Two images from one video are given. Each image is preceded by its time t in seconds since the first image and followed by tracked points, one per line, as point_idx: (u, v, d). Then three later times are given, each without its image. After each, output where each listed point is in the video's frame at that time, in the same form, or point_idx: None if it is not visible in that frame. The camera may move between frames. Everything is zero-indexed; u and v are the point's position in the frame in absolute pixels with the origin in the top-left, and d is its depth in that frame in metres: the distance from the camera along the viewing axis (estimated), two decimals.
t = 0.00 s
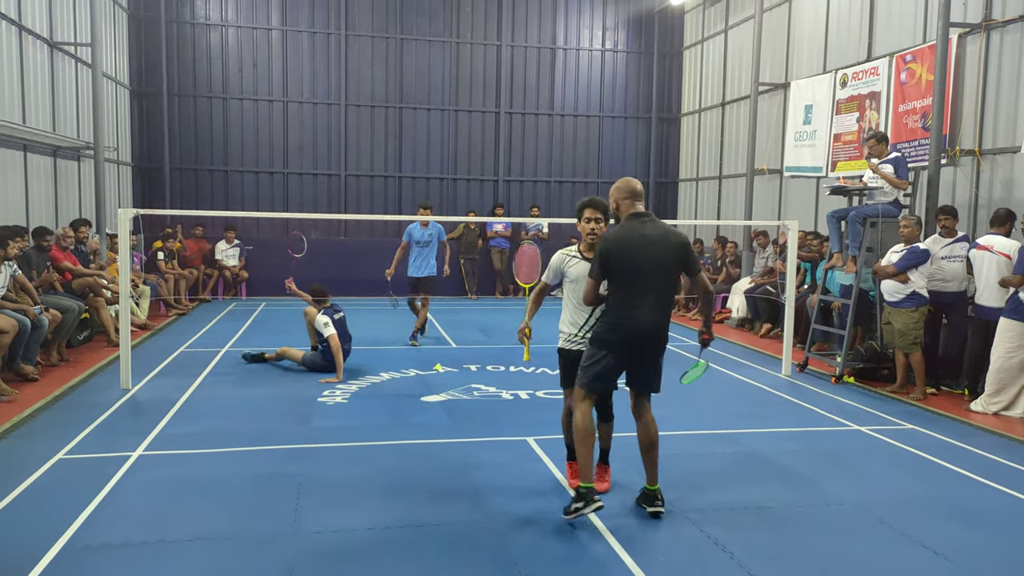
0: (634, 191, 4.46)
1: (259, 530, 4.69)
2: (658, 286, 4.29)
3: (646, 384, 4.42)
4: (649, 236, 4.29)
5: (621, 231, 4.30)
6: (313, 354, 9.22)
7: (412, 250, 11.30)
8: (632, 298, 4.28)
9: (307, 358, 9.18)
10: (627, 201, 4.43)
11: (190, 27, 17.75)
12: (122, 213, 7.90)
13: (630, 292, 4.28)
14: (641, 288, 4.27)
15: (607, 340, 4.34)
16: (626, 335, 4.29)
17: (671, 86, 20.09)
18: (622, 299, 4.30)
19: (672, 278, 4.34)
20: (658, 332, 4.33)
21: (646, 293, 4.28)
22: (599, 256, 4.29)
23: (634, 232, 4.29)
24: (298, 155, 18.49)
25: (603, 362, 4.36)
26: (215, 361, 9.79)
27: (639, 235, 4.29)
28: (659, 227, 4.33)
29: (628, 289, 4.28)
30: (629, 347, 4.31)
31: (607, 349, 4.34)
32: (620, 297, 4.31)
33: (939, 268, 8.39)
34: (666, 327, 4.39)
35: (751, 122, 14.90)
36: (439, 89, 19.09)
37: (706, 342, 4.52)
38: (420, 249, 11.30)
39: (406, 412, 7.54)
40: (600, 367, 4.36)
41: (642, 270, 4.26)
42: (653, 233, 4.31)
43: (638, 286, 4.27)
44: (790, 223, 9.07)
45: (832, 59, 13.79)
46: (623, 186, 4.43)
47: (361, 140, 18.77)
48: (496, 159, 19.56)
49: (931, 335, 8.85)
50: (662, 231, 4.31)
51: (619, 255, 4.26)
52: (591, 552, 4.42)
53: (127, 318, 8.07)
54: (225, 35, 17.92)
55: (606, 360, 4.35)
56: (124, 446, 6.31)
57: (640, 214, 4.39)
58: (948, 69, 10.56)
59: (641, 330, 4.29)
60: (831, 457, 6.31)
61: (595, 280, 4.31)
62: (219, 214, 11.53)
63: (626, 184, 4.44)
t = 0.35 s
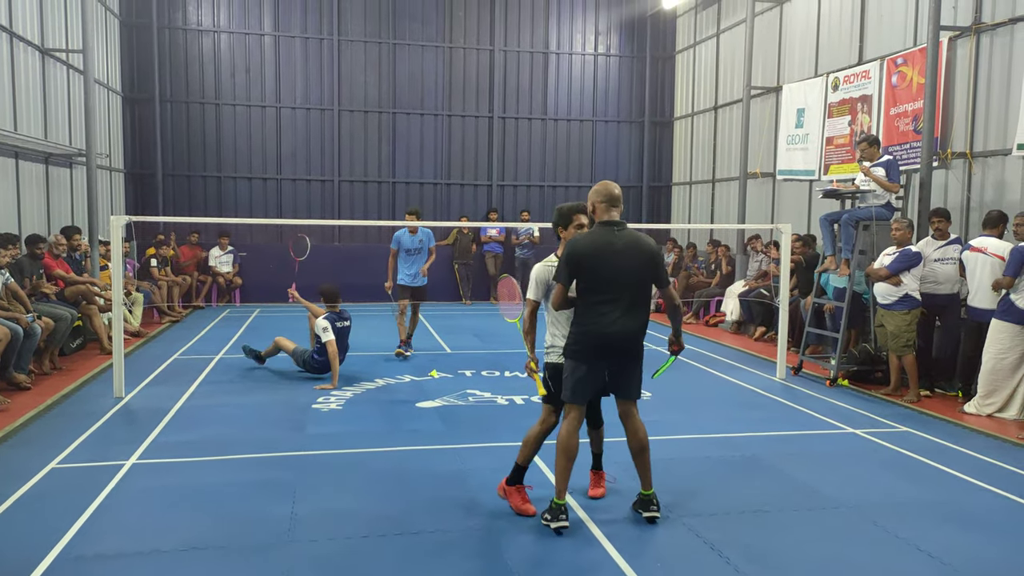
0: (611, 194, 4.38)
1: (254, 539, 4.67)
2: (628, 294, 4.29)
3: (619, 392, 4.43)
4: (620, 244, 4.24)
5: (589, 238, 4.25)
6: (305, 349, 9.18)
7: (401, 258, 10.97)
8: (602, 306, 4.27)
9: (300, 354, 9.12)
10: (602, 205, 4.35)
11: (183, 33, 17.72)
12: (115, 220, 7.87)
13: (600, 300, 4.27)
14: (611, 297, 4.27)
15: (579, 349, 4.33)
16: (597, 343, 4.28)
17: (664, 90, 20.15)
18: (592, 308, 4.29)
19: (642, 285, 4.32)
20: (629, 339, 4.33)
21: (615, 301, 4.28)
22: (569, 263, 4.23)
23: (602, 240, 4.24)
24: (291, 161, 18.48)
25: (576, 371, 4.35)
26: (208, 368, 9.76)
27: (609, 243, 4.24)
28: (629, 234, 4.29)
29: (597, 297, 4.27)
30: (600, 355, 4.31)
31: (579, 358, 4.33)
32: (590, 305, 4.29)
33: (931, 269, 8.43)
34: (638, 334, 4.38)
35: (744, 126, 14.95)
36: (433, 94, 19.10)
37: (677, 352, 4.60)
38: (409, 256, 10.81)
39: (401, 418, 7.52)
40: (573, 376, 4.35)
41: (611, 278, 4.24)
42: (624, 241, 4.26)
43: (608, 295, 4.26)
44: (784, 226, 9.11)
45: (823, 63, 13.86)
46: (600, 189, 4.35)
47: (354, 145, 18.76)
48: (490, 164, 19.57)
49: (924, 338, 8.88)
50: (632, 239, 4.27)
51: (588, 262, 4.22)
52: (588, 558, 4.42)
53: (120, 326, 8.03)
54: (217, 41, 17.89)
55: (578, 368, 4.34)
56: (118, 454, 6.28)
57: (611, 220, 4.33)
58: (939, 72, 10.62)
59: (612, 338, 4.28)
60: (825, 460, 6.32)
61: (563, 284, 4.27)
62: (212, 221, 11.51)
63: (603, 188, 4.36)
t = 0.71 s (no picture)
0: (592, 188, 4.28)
1: (247, 534, 4.66)
2: (590, 289, 4.20)
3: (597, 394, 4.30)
4: (582, 236, 4.22)
5: (554, 230, 4.32)
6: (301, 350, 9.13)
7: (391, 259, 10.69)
8: (568, 300, 4.27)
9: (296, 355, 9.09)
10: (580, 199, 4.31)
11: (175, 28, 17.64)
12: (106, 215, 7.83)
13: (566, 294, 4.28)
14: (574, 291, 4.25)
15: (550, 345, 4.37)
16: (562, 339, 4.28)
17: (658, 86, 20.14)
18: (559, 302, 4.32)
19: (610, 280, 4.19)
20: (592, 337, 4.22)
21: (579, 297, 4.24)
22: (536, 257, 4.35)
23: (565, 232, 4.27)
24: (284, 156, 18.43)
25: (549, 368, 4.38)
26: (201, 364, 9.74)
27: (572, 237, 4.24)
28: (595, 227, 4.22)
29: (563, 291, 4.29)
30: (567, 351, 4.28)
31: (550, 354, 4.37)
32: (558, 299, 4.33)
33: (923, 265, 8.47)
34: (611, 333, 4.23)
35: (738, 122, 14.95)
36: (426, 90, 19.06)
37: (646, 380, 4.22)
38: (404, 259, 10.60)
39: (394, 413, 7.52)
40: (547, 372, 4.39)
41: (572, 272, 4.23)
42: (588, 234, 4.21)
43: (571, 289, 4.26)
44: (777, 221, 9.11)
45: (817, 59, 13.88)
46: (580, 182, 4.28)
47: (348, 140, 18.72)
48: (484, 160, 19.55)
49: (916, 333, 8.91)
50: (596, 232, 4.20)
51: (551, 255, 4.29)
52: (580, 552, 4.43)
53: (112, 322, 8.00)
54: (210, 36, 17.82)
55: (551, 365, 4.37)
56: (110, 450, 6.26)
57: (583, 213, 4.30)
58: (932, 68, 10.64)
59: (575, 334, 4.24)
60: (818, 455, 6.34)
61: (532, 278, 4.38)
62: (205, 216, 11.47)
63: (585, 180, 4.28)
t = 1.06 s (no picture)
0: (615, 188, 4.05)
1: (237, 530, 4.66)
2: (583, 297, 4.01)
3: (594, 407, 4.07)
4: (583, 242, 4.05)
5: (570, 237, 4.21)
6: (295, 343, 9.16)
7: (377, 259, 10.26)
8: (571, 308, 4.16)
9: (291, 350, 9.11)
10: (600, 202, 4.10)
11: (165, 21, 17.53)
12: (96, 210, 7.78)
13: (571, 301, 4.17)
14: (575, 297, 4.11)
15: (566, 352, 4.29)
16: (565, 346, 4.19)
17: (650, 83, 20.15)
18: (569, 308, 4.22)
19: (600, 288, 3.92)
20: (590, 345, 3.97)
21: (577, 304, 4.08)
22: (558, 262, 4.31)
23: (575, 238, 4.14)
24: (275, 151, 18.36)
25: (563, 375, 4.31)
26: (191, 360, 9.69)
27: (579, 242, 4.11)
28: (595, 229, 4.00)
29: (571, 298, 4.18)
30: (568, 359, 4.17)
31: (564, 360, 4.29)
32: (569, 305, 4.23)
33: (913, 263, 8.52)
34: (601, 345, 3.95)
35: (730, 119, 14.98)
36: (419, 85, 19.01)
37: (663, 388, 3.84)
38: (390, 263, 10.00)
39: (385, 409, 7.52)
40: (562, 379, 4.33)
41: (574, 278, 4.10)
42: (589, 239, 4.02)
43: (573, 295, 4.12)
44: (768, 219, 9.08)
45: (808, 56, 13.91)
46: (601, 184, 4.08)
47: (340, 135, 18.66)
48: (476, 155, 19.53)
49: (905, 331, 8.95)
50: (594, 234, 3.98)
51: (563, 260, 4.21)
52: (570, 548, 4.45)
53: (102, 317, 7.96)
54: (201, 29, 17.72)
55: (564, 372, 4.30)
56: (99, 446, 6.24)
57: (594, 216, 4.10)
58: (922, 66, 10.69)
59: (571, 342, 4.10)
60: (807, 451, 6.38)
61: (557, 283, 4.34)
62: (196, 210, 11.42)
63: (606, 183, 4.06)
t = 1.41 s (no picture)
0: (658, 181, 3.91)
1: (232, 526, 4.67)
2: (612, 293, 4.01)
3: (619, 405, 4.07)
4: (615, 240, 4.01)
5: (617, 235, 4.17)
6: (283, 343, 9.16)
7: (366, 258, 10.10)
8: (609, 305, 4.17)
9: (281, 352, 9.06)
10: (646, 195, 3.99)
11: (159, 17, 17.45)
12: (89, 206, 7.75)
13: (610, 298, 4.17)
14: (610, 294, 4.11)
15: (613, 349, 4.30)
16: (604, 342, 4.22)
17: (645, 79, 20.14)
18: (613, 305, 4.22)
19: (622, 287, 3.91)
20: (612, 343, 3.98)
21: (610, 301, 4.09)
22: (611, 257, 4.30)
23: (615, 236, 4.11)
24: (270, 147, 18.32)
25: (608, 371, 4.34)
26: (185, 356, 9.67)
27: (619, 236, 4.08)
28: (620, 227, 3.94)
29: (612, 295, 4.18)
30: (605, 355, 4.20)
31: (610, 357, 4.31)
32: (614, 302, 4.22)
33: (907, 260, 8.55)
34: (621, 343, 3.93)
35: (724, 116, 14.99)
36: (413, 81, 18.97)
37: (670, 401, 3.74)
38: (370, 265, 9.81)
39: (380, 406, 7.53)
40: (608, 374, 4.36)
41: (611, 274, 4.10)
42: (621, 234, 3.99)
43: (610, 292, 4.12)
44: (762, 216, 9.16)
45: (803, 53, 13.94)
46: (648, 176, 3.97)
47: (334, 131, 18.61)
48: (471, 151, 19.50)
49: (898, 328, 8.99)
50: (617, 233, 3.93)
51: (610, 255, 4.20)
52: (565, 544, 4.47)
53: (95, 313, 7.93)
54: (194, 24, 17.64)
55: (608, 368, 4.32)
56: (93, 442, 6.23)
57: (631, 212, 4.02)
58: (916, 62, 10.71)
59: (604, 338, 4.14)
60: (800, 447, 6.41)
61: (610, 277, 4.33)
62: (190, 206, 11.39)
63: (651, 175, 3.94)
